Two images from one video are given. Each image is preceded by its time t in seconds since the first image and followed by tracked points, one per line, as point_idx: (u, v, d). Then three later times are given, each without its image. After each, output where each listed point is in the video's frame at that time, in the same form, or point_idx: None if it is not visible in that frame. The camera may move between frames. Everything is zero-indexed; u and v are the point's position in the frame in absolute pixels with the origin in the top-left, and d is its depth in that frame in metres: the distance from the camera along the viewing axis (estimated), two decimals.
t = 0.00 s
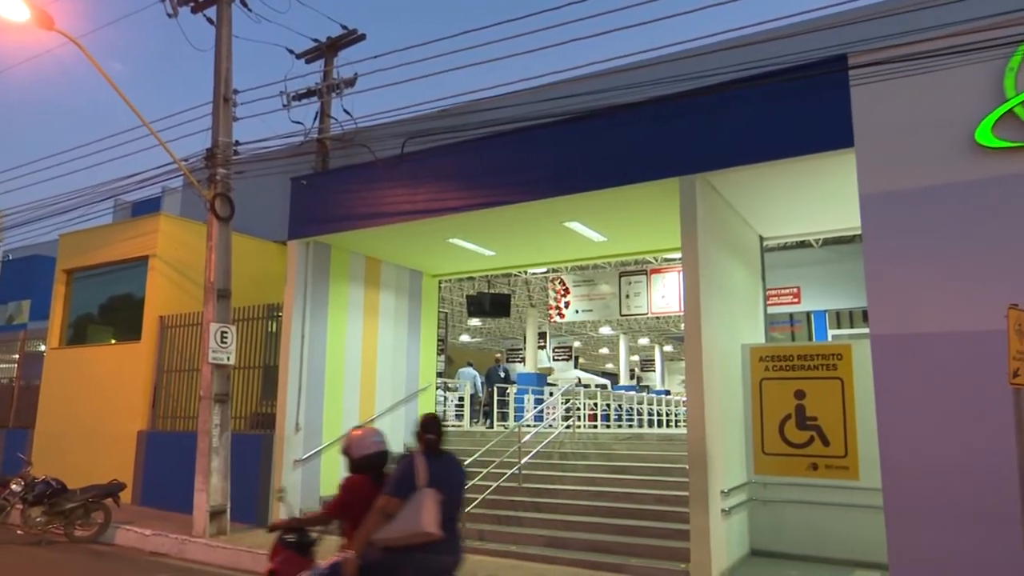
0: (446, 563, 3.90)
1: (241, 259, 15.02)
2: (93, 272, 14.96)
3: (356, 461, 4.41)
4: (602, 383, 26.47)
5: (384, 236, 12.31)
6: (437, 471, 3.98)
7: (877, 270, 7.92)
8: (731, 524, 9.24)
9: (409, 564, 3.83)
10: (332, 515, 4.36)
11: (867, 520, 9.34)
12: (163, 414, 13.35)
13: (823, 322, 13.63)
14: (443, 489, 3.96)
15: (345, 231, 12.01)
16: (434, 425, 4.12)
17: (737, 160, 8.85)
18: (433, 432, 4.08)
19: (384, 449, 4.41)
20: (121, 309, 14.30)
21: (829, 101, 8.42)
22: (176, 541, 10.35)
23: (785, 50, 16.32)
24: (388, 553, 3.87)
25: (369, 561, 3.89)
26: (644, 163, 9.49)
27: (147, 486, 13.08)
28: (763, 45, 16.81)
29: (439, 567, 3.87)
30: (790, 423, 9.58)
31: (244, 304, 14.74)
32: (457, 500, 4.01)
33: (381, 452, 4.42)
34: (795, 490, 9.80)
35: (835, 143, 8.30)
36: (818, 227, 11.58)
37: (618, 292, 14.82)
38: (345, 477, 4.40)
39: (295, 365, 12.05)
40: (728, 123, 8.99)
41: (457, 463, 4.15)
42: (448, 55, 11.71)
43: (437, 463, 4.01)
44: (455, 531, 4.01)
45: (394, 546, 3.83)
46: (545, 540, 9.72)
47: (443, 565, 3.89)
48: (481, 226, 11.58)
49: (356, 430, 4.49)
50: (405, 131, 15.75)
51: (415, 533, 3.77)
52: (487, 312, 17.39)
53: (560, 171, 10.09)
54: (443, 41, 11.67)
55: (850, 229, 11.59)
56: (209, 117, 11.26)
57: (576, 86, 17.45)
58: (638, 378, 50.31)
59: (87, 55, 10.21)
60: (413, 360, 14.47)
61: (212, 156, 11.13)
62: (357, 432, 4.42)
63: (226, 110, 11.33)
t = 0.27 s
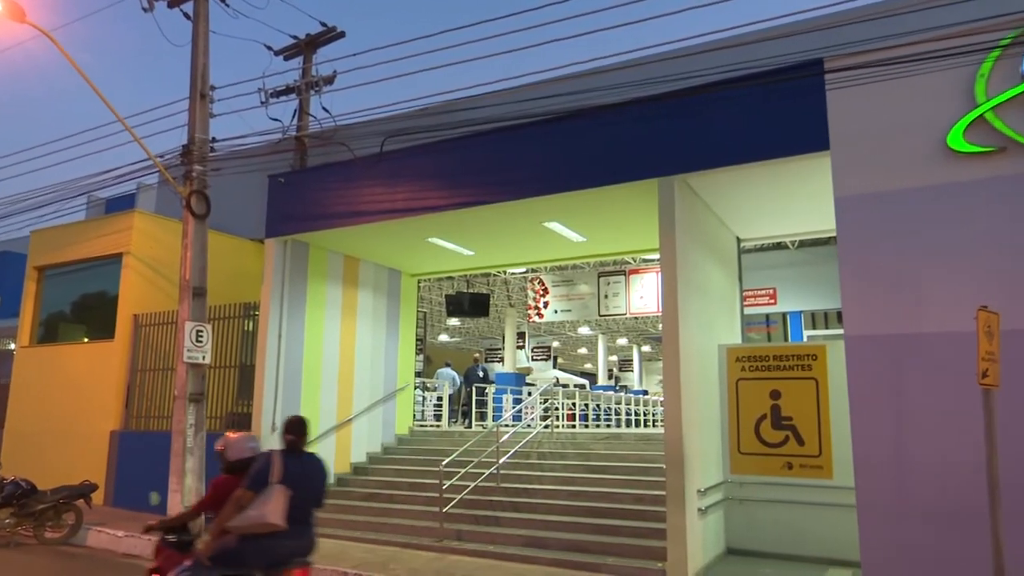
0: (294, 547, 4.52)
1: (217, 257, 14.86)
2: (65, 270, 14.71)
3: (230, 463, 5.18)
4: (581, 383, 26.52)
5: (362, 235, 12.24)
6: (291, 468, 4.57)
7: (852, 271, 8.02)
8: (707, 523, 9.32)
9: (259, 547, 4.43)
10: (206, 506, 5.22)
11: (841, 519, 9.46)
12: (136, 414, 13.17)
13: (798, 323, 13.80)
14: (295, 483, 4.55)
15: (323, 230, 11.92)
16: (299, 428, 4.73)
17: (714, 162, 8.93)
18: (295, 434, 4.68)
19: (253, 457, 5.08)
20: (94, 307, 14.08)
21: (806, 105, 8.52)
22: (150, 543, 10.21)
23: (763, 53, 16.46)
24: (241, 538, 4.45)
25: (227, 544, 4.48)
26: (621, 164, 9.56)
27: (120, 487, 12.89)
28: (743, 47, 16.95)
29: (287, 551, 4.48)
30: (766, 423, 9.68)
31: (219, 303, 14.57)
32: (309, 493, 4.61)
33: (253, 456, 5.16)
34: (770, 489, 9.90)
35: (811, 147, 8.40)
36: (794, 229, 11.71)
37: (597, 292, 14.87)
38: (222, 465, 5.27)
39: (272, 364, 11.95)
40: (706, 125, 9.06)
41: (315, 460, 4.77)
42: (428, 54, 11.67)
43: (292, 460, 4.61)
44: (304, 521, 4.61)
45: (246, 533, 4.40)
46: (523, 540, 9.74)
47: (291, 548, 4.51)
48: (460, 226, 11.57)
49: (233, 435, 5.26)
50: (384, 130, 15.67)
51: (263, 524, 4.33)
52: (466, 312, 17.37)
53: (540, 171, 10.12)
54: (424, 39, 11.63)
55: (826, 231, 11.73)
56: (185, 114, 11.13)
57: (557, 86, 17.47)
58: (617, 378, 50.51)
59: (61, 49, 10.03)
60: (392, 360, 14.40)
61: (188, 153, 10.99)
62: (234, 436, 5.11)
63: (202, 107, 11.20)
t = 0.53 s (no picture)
0: (162, 548, 5.26)
1: (192, 255, 14.68)
2: (35, 266, 14.44)
3: (114, 466, 6.05)
4: (558, 383, 26.56)
5: (339, 234, 12.17)
6: (159, 476, 5.40)
7: (827, 273, 8.13)
8: (682, 522, 9.39)
9: (128, 546, 5.21)
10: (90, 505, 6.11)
11: (814, 517, 9.58)
12: (108, 414, 12.97)
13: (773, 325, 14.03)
14: (162, 491, 5.33)
15: (300, 228, 11.82)
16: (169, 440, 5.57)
17: (692, 163, 8.99)
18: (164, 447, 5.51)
19: (133, 460, 5.98)
20: (64, 305, 13.84)
21: (782, 108, 8.61)
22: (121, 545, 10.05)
23: (741, 56, 16.61)
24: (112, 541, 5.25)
25: (101, 546, 5.30)
26: (598, 165, 9.59)
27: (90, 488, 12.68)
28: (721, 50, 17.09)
29: (153, 551, 5.22)
30: (741, 423, 9.78)
31: (194, 301, 14.39)
32: (178, 498, 5.35)
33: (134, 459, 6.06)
34: (745, 488, 10.00)
35: (787, 150, 8.49)
36: (769, 231, 11.84)
37: (575, 292, 14.91)
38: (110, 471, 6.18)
39: (247, 363, 11.83)
40: (684, 127, 9.13)
41: (187, 470, 5.57)
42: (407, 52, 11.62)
43: (161, 470, 5.44)
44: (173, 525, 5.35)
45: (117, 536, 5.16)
46: (499, 539, 9.74)
47: (161, 549, 5.27)
48: (438, 225, 11.53)
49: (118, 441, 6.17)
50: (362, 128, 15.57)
51: (130, 527, 5.07)
52: (444, 312, 17.33)
53: (518, 171, 10.12)
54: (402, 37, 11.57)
55: (801, 233, 11.89)
56: (159, 110, 10.97)
57: (536, 86, 17.48)
58: (594, 378, 50.67)
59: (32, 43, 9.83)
60: (368, 359, 14.32)
61: (162, 149, 10.83)
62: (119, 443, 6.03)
63: (177, 103, 11.05)
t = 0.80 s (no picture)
0: (44, 538, 5.43)
1: (166, 253, 14.48)
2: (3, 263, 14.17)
3: None
4: (536, 382, 26.60)
5: (316, 232, 12.08)
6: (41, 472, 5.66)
7: (800, 275, 8.23)
8: (658, 521, 9.45)
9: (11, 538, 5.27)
10: None
11: (787, 516, 9.70)
12: (78, 413, 12.76)
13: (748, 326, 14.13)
14: (44, 482, 5.58)
15: (276, 226, 11.72)
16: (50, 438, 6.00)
17: (669, 165, 9.06)
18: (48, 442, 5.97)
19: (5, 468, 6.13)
20: (33, 302, 13.58)
21: (758, 111, 8.70)
22: (91, 546, 9.88)
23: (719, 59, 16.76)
24: None
25: None
26: (576, 166, 9.62)
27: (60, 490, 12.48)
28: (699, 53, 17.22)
29: (35, 542, 5.36)
30: (716, 423, 9.87)
31: (167, 299, 14.20)
32: (61, 490, 5.63)
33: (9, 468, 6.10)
34: (720, 487, 10.08)
35: (763, 153, 8.58)
36: (745, 233, 11.96)
37: (553, 292, 14.95)
38: None
39: (221, 363, 11.70)
40: (661, 128, 9.18)
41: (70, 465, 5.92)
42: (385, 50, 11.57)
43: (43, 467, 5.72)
44: (58, 516, 5.57)
45: None
46: (476, 539, 9.74)
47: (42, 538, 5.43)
48: (416, 224, 11.49)
49: None
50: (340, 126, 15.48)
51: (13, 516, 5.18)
52: (421, 312, 17.27)
53: (496, 171, 10.12)
54: (380, 35, 11.52)
55: (776, 236, 12.01)
56: (133, 105, 10.80)
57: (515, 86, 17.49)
58: (572, 378, 50.83)
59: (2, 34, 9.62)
60: (345, 358, 14.22)
61: (136, 145, 10.65)
62: None
63: (151, 98, 10.88)
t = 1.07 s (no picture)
0: None
1: (140, 251, 14.28)
2: None
3: None
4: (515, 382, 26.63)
5: (294, 230, 11.98)
6: None
7: (777, 277, 8.31)
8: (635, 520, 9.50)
9: None
10: None
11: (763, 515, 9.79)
12: (49, 413, 12.55)
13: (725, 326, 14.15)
14: None
15: (253, 224, 11.61)
16: None
17: (649, 166, 9.10)
18: None
19: None
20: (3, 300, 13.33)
21: (736, 114, 8.78)
22: (61, 548, 9.72)
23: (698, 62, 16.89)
24: None
25: None
26: (556, 165, 9.63)
27: (29, 491, 12.26)
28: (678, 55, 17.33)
29: None
30: (693, 422, 9.94)
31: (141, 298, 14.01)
32: None
33: None
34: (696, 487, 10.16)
35: (741, 155, 8.66)
36: (723, 234, 12.06)
37: (531, 292, 14.96)
38: None
39: (196, 362, 11.56)
40: (640, 130, 9.23)
41: None
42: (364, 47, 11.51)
43: None
44: None
45: None
46: (454, 539, 9.71)
47: None
48: (395, 222, 11.44)
49: None
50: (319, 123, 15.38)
51: None
52: (400, 311, 17.21)
53: (476, 170, 10.11)
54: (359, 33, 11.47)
55: (753, 237, 12.13)
56: (108, 100, 10.63)
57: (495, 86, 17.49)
58: (550, 378, 50.92)
59: None
60: (323, 357, 14.12)
61: (110, 140, 10.49)
62: None
63: (126, 93, 10.72)
